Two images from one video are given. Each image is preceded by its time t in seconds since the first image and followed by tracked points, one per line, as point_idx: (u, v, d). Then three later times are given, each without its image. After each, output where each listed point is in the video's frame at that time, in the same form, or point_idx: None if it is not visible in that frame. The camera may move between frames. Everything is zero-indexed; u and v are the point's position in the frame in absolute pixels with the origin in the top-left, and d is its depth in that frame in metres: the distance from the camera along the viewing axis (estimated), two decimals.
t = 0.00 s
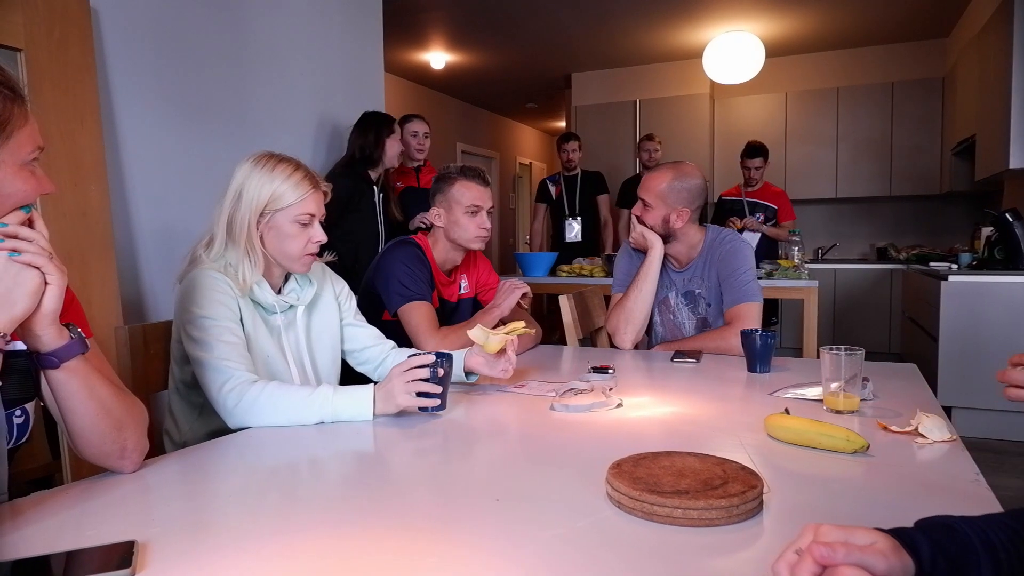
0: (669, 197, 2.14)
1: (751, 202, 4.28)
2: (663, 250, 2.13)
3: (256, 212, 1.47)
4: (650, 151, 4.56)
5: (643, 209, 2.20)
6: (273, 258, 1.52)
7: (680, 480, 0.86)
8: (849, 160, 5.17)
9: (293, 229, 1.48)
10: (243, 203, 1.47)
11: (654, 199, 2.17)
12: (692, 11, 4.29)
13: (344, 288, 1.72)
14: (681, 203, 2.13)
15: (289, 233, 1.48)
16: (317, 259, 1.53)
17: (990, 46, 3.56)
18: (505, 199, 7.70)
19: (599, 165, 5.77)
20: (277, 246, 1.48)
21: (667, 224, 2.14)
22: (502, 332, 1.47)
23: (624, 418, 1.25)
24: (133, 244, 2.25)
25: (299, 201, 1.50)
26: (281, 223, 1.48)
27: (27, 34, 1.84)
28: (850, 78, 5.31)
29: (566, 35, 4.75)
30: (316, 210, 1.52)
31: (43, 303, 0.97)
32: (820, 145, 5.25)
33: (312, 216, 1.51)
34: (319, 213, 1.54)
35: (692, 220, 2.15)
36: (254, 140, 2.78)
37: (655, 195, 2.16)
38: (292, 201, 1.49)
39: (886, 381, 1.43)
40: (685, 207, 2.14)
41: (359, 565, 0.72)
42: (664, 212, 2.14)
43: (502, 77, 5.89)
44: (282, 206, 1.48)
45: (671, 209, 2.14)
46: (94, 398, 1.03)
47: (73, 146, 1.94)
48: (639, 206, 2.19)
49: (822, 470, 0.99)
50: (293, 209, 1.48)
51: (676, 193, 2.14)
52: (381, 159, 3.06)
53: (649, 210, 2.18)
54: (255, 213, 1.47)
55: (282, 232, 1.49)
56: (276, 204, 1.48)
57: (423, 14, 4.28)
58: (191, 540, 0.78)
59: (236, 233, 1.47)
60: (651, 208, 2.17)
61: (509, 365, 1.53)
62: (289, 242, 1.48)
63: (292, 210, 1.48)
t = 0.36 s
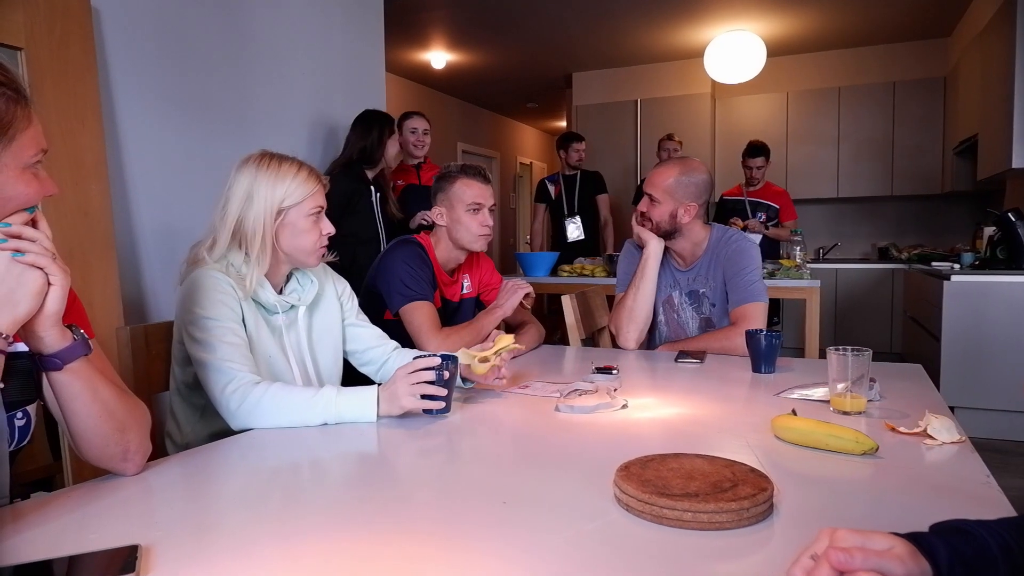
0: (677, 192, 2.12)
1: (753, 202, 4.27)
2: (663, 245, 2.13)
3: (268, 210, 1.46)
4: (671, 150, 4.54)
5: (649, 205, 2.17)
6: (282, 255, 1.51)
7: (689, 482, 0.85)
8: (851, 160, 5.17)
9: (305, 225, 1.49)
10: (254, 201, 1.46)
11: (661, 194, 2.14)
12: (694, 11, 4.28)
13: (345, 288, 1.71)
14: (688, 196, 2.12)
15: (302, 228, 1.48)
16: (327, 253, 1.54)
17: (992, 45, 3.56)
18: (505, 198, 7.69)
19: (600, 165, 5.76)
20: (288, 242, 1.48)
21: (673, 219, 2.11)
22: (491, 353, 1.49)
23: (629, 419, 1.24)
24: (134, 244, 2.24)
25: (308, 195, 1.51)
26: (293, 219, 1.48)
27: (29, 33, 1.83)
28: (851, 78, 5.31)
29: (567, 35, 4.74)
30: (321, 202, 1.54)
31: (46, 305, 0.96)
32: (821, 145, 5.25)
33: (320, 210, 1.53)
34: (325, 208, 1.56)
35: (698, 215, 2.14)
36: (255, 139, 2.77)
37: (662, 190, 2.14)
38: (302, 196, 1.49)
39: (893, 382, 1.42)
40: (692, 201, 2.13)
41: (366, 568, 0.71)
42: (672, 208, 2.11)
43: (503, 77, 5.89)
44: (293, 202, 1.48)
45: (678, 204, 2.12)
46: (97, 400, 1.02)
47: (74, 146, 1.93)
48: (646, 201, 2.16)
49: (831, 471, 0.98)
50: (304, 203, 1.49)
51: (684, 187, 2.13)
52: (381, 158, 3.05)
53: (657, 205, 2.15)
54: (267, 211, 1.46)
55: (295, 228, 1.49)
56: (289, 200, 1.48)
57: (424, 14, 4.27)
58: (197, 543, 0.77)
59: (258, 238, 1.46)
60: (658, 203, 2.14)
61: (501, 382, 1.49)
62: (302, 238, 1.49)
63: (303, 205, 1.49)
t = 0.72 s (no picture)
0: (679, 197, 2.12)
1: (753, 204, 4.27)
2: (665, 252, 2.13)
3: (268, 214, 1.45)
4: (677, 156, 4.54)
5: (650, 209, 2.16)
6: (281, 260, 1.51)
7: (694, 497, 0.85)
8: (851, 162, 5.16)
9: (304, 229, 1.49)
10: (253, 205, 1.46)
11: (663, 198, 2.14)
12: (696, 12, 4.27)
13: (345, 293, 1.70)
14: (690, 202, 2.12)
15: (300, 232, 1.48)
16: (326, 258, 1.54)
17: (994, 48, 3.56)
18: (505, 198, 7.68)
19: (600, 166, 5.76)
20: (287, 246, 1.48)
21: (675, 224, 2.12)
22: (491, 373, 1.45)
23: (633, 429, 1.24)
24: (134, 247, 2.23)
25: (307, 200, 1.50)
26: (292, 223, 1.48)
27: (29, 37, 1.83)
28: (852, 80, 5.30)
29: (569, 36, 4.73)
30: (320, 206, 1.53)
31: (49, 318, 0.96)
32: (822, 146, 5.25)
33: (320, 215, 1.52)
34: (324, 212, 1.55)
35: (700, 221, 2.14)
36: (257, 142, 2.76)
37: (664, 194, 2.14)
38: (302, 200, 1.49)
39: (896, 390, 1.42)
40: (694, 207, 2.13)
41: None
42: (674, 212, 2.12)
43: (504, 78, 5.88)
44: (292, 206, 1.48)
45: (681, 209, 2.12)
46: (100, 412, 1.02)
47: (74, 150, 1.92)
48: (648, 205, 2.16)
49: (835, 482, 0.98)
50: (303, 208, 1.49)
51: (687, 192, 2.14)
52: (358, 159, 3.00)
53: (658, 210, 2.15)
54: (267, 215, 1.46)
55: (296, 232, 1.48)
56: (289, 204, 1.47)
57: (425, 15, 4.27)
58: (200, 559, 0.77)
59: (254, 244, 1.45)
60: (660, 207, 2.14)
61: (497, 400, 1.42)
62: (300, 242, 1.48)
63: (303, 209, 1.49)
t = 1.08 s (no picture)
0: (693, 199, 2.10)
1: (753, 204, 4.26)
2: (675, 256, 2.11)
3: (266, 216, 1.44)
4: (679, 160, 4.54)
5: (662, 210, 2.14)
6: (280, 261, 1.49)
7: (701, 502, 0.84)
8: (853, 161, 5.16)
9: (302, 231, 1.47)
10: (251, 206, 1.44)
11: (676, 200, 2.11)
12: (696, 11, 4.26)
13: (345, 295, 1.69)
14: (704, 204, 2.11)
15: (298, 234, 1.46)
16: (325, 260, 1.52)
17: (995, 47, 3.55)
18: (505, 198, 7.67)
19: (601, 166, 5.75)
20: (286, 248, 1.46)
21: (688, 226, 2.10)
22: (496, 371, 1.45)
23: (637, 432, 1.22)
24: (133, 248, 2.22)
25: (305, 202, 1.48)
26: (291, 225, 1.46)
27: (26, 36, 1.81)
28: (853, 79, 5.29)
29: (569, 35, 4.72)
30: (321, 209, 1.51)
31: (46, 322, 0.95)
32: (823, 146, 5.24)
33: (319, 217, 1.51)
34: (324, 214, 1.53)
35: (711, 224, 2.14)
36: (256, 142, 2.75)
37: (677, 196, 2.11)
38: (301, 201, 1.47)
39: (901, 392, 1.41)
40: (707, 209, 2.12)
41: None
42: (687, 214, 2.09)
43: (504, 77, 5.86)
44: (291, 207, 1.46)
45: (693, 211, 2.10)
46: (99, 416, 1.00)
47: (71, 150, 1.91)
48: (660, 207, 2.13)
49: (842, 486, 0.97)
50: (301, 210, 1.47)
51: (699, 195, 2.11)
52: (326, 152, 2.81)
53: (670, 211, 2.12)
54: (266, 216, 1.44)
55: (294, 234, 1.47)
56: (287, 205, 1.46)
57: (425, 15, 4.25)
58: (201, 566, 0.76)
59: (249, 242, 1.43)
60: (671, 209, 2.12)
61: (501, 401, 1.41)
62: (298, 243, 1.47)
63: (301, 211, 1.47)
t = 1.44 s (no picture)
0: (710, 206, 2.10)
1: (751, 205, 4.27)
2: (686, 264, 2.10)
3: (251, 219, 1.44)
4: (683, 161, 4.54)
5: (679, 215, 2.14)
6: (275, 265, 1.48)
7: (702, 506, 0.84)
8: (852, 163, 5.16)
9: (289, 233, 1.44)
10: (239, 211, 1.45)
11: (693, 205, 2.12)
12: (696, 12, 4.26)
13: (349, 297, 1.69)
14: (720, 212, 2.11)
15: (285, 237, 1.44)
16: (319, 263, 1.48)
17: (994, 49, 3.55)
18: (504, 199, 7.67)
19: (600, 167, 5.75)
20: (276, 251, 1.45)
21: (703, 233, 2.10)
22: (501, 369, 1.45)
23: (637, 435, 1.23)
24: (132, 249, 2.22)
25: (292, 204, 1.45)
26: (277, 227, 1.44)
27: (27, 38, 1.81)
28: (852, 81, 5.29)
29: (568, 37, 4.72)
30: (312, 213, 1.47)
31: (47, 328, 0.95)
32: (822, 147, 5.24)
33: (309, 219, 1.47)
34: (317, 217, 1.49)
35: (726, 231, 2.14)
36: (256, 143, 2.75)
37: (694, 202, 2.12)
38: (287, 202, 1.45)
39: (900, 395, 1.41)
40: (723, 216, 2.12)
41: None
42: (703, 221, 2.09)
43: (503, 78, 5.86)
44: (277, 209, 1.45)
45: (710, 218, 2.10)
46: (101, 420, 1.01)
47: (71, 152, 1.91)
48: (676, 212, 2.13)
49: (841, 490, 0.97)
50: (286, 212, 1.45)
51: (715, 202, 2.12)
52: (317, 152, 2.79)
53: (686, 216, 2.12)
54: (252, 220, 1.45)
55: (281, 236, 1.45)
56: (272, 208, 1.45)
57: (424, 16, 4.25)
58: (202, 571, 0.76)
59: (235, 243, 1.44)
60: (688, 214, 2.12)
61: (503, 403, 1.42)
62: (286, 246, 1.44)
63: (286, 213, 1.45)
